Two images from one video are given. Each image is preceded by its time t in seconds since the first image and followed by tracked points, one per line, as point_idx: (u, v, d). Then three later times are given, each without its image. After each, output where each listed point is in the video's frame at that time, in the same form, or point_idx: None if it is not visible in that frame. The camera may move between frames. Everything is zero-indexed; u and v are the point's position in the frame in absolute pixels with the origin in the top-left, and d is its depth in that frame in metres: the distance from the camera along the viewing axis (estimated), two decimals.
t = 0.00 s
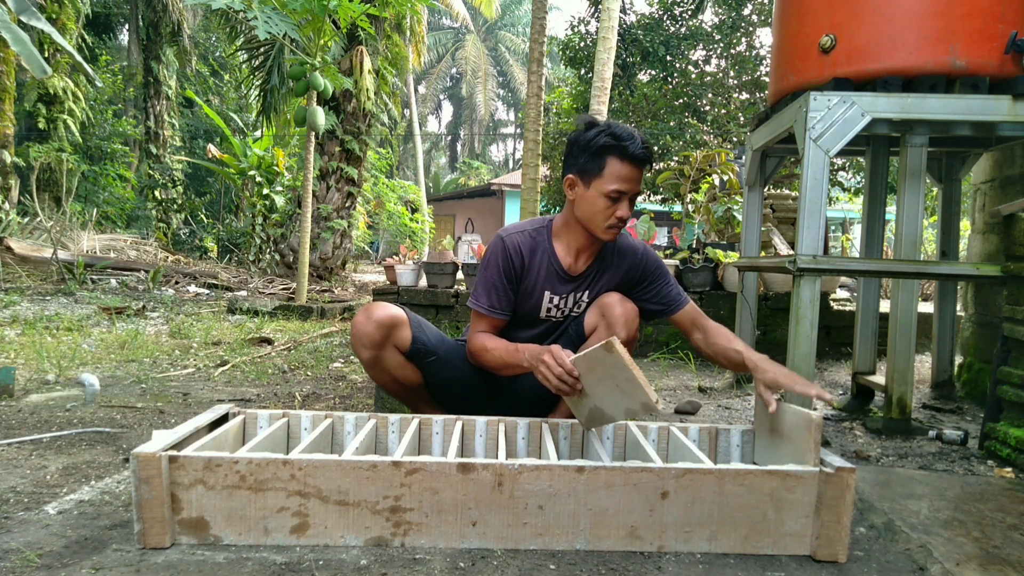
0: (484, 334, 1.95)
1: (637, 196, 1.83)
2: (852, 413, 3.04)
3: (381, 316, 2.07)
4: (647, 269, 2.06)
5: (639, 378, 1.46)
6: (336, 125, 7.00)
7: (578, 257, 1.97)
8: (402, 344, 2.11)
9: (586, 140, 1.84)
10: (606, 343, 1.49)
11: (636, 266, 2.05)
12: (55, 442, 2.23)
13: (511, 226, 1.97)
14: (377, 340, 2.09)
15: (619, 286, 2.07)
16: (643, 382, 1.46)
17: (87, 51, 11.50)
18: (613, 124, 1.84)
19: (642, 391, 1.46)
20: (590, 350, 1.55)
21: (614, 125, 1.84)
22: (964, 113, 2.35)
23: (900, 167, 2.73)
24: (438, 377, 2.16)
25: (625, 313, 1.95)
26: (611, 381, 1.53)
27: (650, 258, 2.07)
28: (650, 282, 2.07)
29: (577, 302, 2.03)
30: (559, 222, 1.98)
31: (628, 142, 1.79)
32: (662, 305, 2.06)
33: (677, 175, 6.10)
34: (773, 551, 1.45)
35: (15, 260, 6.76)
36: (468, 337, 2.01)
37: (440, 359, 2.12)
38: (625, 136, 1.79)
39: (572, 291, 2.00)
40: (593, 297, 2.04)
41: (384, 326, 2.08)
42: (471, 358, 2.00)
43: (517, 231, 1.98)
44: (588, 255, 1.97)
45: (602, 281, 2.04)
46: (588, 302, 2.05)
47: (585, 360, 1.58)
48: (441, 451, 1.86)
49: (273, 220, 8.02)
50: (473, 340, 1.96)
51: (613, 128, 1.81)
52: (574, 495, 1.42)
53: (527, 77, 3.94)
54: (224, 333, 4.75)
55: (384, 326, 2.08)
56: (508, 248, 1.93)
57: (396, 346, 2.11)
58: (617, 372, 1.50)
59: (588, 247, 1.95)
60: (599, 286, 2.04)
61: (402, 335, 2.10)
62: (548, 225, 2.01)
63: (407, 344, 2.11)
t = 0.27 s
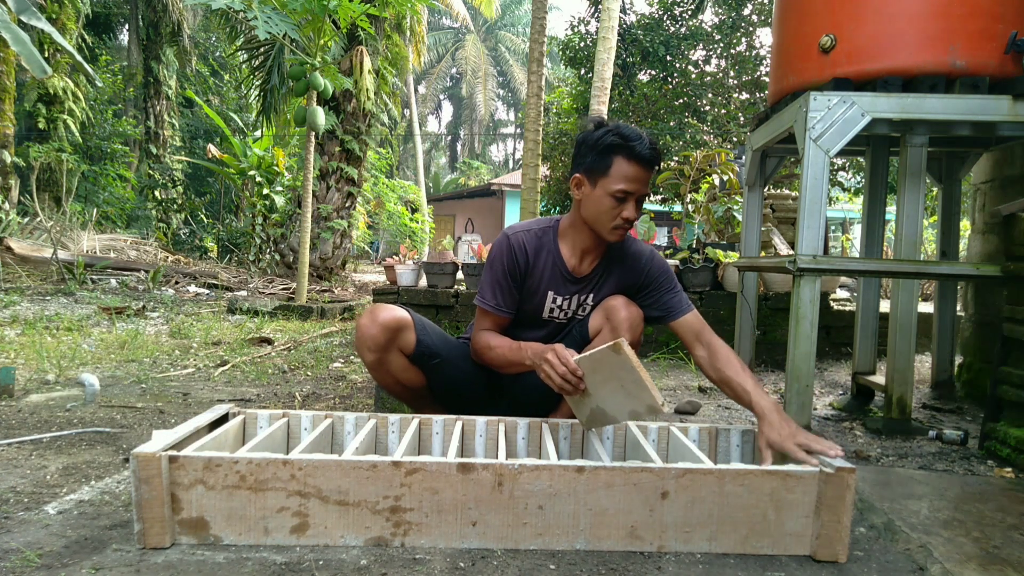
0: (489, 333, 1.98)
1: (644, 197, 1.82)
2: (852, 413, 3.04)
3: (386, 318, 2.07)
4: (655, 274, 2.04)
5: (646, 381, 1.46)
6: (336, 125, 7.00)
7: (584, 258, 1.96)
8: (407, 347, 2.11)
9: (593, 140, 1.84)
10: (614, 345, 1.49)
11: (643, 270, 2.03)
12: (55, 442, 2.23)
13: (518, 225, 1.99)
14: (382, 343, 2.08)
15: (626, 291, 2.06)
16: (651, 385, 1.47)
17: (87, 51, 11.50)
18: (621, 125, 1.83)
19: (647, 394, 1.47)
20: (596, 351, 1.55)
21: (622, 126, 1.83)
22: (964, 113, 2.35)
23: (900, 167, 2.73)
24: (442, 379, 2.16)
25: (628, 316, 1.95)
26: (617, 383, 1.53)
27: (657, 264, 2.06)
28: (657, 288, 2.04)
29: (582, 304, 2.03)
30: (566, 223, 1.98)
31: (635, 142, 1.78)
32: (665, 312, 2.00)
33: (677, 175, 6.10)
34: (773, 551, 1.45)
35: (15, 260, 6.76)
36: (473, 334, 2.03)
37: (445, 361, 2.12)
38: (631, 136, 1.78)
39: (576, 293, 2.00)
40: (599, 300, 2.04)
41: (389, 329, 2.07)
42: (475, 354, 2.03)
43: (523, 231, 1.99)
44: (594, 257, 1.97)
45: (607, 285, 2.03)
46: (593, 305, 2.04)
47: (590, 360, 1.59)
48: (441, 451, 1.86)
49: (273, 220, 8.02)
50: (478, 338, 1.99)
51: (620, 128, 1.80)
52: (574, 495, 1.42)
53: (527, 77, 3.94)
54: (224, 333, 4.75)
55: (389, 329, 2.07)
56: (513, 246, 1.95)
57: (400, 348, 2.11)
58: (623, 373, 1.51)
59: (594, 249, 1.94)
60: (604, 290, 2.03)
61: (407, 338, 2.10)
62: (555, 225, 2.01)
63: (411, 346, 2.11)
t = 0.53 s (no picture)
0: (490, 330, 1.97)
1: (653, 204, 1.82)
2: (852, 413, 3.04)
3: (386, 317, 2.07)
4: (660, 280, 2.03)
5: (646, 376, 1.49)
6: (336, 125, 7.00)
7: (589, 261, 1.96)
8: (406, 346, 2.11)
9: (605, 143, 1.84)
10: (618, 343, 1.51)
11: (648, 276, 2.03)
12: (55, 442, 2.23)
13: (524, 225, 1.99)
14: (381, 341, 2.08)
15: (630, 295, 2.05)
16: (652, 383, 1.50)
17: (87, 51, 11.50)
18: (634, 129, 1.83)
19: (649, 392, 1.50)
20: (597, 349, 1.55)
21: (635, 130, 1.83)
22: (964, 113, 2.35)
23: (900, 167, 2.73)
24: (442, 379, 2.16)
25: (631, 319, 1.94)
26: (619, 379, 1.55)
27: (664, 271, 2.05)
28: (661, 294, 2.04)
29: (585, 307, 2.03)
30: (572, 225, 1.98)
31: (648, 148, 1.77)
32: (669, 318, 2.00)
33: (677, 175, 6.10)
34: (774, 551, 1.45)
35: (15, 260, 6.75)
36: (474, 332, 2.03)
37: (444, 360, 2.11)
38: (644, 142, 1.78)
39: (579, 296, 2.00)
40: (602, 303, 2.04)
41: (389, 328, 2.07)
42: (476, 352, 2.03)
43: (529, 230, 1.99)
44: (599, 261, 1.96)
45: (611, 288, 2.03)
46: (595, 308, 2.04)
47: (591, 358, 1.59)
48: (441, 451, 1.86)
49: (273, 220, 8.01)
50: (479, 335, 1.99)
51: (633, 133, 1.80)
52: (574, 495, 1.42)
53: (527, 77, 3.94)
54: (224, 333, 4.75)
55: (389, 328, 2.07)
56: (518, 246, 1.95)
57: (400, 347, 2.11)
58: (624, 371, 1.53)
59: (600, 253, 1.94)
60: (608, 293, 2.03)
61: (407, 337, 2.10)
62: (562, 226, 2.01)
63: (411, 345, 2.11)
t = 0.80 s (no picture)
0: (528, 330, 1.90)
1: (647, 205, 1.82)
2: (852, 413, 3.04)
3: (388, 319, 2.07)
4: (654, 278, 2.06)
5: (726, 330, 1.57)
6: (336, 125, 7.00)
7: (587, 260, 1.97)
8: (408, 348, 2.11)
9: (600, 145, 1.84)
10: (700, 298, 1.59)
11: (644, 275, 2.05)
12: (55, 442, 2.23)
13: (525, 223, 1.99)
14: (383, 343, 2.08)
15: (626, 294, 2.07)
16: (731, 336, 1.57)
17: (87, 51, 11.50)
18: (629, 130, 1.83)
19: (728, 344, 1.56)
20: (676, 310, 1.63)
21: (629, 131, 1.83)
22: (964, 113, 2.35)
23: (900, 167, 2.73)
24: (444, 380, 2.16)
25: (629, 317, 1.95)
26: (693, 342, 1.61)
27: (658, 269, 2.07)
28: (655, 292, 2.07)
29: (584, 307, 2.03)
30: (571, 224, 1.98)
31: (642, 150, 1.77)
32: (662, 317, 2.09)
33: (677, 175, 6.10)
34: (773, 551, 1.45)
35: (15, 260, 6.76)
36: (496, 337, 1.96)
37: (446, 362, 2.12)
38: (638, 144, 1.78)
39: (579, 294, 2.00)
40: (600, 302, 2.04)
41: (390, 330, 2.07)
42: (504, 360, 1.96)
43: (530, 229, 1.99)
44: (596, 260, 1.97)
45: (609, 287, 2.04)
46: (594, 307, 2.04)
47: (665, 323, 1.65)
48: (441, 451, 1.86)
49: (273, 220, 8.01)
50: (510, 338, 1.92)
51: (628, 134, 1.80)
52: (574, 495, 1.42)
53: (527, 77, 3.93)
54: (224, 333, 4.75)
55: (391, 329, 2.08)
56: (522, 244, 1.95)
57: (402, 349, 2.11)
58: (702, 329, 1.60)
59: (597, 251, 1.95)
60: (607, 292, 2.03)
61: (408, 339, 2.10)
62: (560, 226, 2.01)
63: (413, 347, 2.11)
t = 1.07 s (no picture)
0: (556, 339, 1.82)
1: (639, 202, 1.83)
2: (852, 413, 3.04)
3: (386, 316, 2.07)
4: (646, 269, 2.10)
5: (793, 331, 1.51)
6: (336, 125, 7.00)
7: (583, 257, 1.97)
8: (406, 345, 2.11)
9: (591, 145, 1.83)
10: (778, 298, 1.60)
11: (636, 267, 2.09)
12: (55, 442, 2.23)
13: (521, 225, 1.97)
14: (381, 340, 2.08)
15: (621, 287, 2.10)
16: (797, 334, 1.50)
17: (87, 51, 11.50)
18: (619, 129, 1.82)
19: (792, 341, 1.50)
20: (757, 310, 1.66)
21: (618, 130, 1.82)
22: (964, 113, 2.35)
23: (900, 167, 2.73)
24: (442, 378, 2.16)
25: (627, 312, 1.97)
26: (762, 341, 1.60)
27: (649, 259, 2.11)
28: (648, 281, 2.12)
29: (581, 303, 2.04)
30: (566, 223, 1.97)
31: (634, 149, 1.77)
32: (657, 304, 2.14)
33: (677, 174, 6.10)
34: (773, 551, 1.45)
35: (15, 260, 6.76)
36: (518, 347, 1.85)
37: (444, 360, 2.12)
38: (630, 144, 1.77)
39: (579, 292, 2.01)
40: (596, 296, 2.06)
41: (388, 327, 2.07)
42: (529, 368, 1.85)
43: (526, 231, 1.97)
44: (592, 257, 1.98)
45: (605, 282, 2.06)
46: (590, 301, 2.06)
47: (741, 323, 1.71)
48: (441, 451, 1.86)
49: (273, 220, 8.01)
50: (536, 347, 1.82)
51: (618, 133, 1.80)
52: (574, 495, 1.42)
53: (527, 77, 3.93)
54: (224, 333, 4.75)
55: (389, 326, 2.08)
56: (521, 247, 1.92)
57: (400, 346, 2.11)
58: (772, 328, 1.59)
59: (592, 249, 1.96)
60: (603, 287, 2.06)
61: (406, 336, 2.10)
62: (554, 225, 2.00)
63: (411, 345, 2.11)
